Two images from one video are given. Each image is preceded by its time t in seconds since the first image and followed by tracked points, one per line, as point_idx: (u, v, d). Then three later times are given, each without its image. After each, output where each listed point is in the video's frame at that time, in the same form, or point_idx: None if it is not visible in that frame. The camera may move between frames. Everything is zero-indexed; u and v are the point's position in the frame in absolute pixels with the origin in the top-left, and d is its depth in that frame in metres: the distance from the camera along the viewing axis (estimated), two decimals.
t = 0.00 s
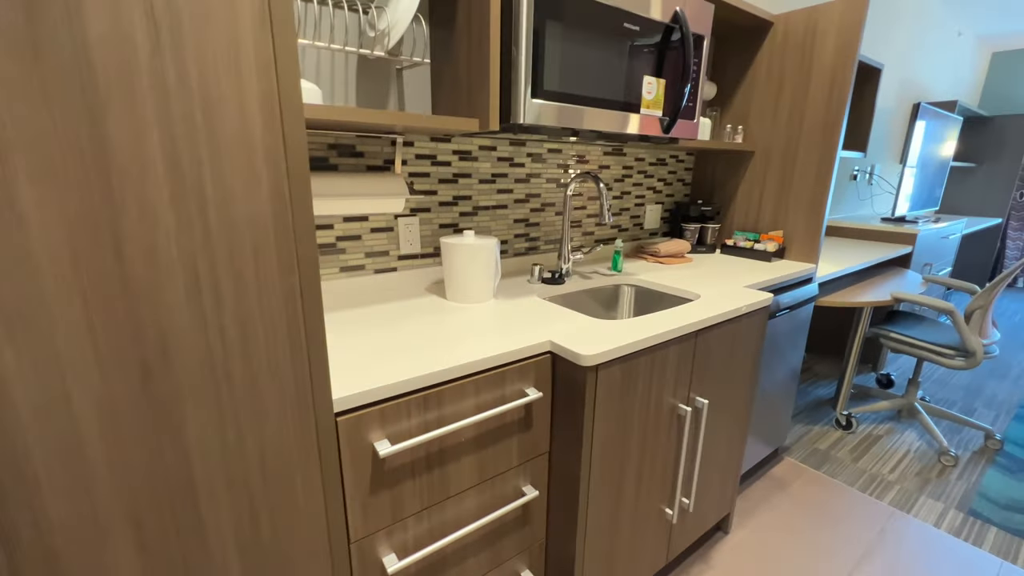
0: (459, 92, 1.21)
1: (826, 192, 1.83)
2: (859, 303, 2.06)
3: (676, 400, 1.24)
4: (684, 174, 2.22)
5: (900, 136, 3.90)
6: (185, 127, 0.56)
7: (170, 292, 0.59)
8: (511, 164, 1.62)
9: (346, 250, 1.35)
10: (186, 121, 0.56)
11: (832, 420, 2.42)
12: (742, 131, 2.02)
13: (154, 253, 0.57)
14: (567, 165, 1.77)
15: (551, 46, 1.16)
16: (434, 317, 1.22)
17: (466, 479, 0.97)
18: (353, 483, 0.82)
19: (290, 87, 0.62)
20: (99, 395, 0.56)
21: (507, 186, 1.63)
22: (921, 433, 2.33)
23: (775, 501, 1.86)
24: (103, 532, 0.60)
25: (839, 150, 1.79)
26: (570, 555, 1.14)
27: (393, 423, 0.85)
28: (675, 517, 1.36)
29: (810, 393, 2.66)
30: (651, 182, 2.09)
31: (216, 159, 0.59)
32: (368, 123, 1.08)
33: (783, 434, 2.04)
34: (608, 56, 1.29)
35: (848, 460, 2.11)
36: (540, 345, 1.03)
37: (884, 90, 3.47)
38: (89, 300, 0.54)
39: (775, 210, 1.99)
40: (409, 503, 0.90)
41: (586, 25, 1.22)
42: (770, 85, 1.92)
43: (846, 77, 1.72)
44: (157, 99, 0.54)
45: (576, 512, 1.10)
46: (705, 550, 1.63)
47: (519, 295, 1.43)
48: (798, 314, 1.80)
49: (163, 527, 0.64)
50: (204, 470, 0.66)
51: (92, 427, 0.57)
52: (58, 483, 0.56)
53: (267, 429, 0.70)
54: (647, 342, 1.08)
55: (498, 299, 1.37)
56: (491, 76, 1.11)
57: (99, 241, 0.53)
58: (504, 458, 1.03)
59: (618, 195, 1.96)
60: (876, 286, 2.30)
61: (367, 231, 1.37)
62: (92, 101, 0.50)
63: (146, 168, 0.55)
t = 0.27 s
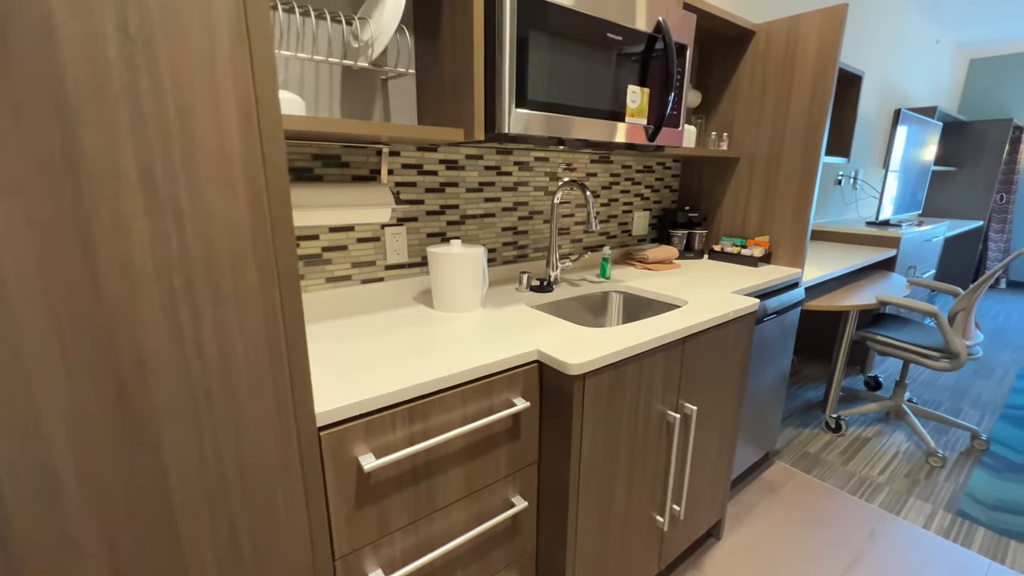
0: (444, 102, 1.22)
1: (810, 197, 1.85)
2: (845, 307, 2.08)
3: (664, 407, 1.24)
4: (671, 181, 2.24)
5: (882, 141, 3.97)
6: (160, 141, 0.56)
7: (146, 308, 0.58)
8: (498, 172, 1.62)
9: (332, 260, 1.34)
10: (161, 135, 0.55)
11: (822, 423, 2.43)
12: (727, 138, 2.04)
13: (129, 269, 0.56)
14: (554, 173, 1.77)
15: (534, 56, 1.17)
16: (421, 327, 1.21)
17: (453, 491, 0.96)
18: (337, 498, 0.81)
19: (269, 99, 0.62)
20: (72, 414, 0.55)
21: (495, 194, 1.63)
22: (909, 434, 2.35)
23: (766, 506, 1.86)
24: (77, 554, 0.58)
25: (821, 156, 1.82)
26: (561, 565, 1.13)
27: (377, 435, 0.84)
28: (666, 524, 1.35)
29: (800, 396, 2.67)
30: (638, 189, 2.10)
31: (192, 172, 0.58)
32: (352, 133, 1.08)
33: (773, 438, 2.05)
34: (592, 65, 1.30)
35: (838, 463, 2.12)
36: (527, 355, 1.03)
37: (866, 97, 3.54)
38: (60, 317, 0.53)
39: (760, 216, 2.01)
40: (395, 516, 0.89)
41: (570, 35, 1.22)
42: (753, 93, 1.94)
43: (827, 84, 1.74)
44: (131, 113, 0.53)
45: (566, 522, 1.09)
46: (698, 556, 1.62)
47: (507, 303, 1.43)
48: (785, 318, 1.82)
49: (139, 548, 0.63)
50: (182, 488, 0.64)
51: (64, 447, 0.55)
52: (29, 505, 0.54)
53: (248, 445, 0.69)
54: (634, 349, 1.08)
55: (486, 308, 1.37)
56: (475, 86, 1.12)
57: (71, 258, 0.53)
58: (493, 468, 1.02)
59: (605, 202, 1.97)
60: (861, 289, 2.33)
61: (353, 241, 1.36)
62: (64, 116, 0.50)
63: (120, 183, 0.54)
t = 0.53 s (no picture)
0: (433, 110, 1.21)
1: (802, 203, 1.86)
2: (838, 312, 2.08)
3: (659, 416, 1.23)
4: (664, 186, 2.23)
5: (872, 146, 4.00)
6: (134, 152, 0.54)
7: (119, 324, 0.56)
8: (489, 180, 1.61)
9: (321, 270, 1.32)
10: (135, 145, 0.54)
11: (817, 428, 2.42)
12: (718, 144, 2.05)
13: (101, 284, 0.54)
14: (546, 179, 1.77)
15: (524, 63, 1.16)
16: (411, 337, 1.19)
17: (444, 506, 0.94)
18: (323, 515, 0.79)
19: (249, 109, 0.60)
20: (40, 436, 0.53)
21: (487, 202, 1.62)
22: (904, 438, 2.35)
23: (763, 513, 1.85)
24: None
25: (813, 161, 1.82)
26: None
27: (364, 450, 0.82)
28: (662, 535, 1.34)
29: (795, 401, 2.67)
30: (631, 195, 2.10)
31: (168, 184, 0.56)
32: (340, 142, 1.06)
33: (769, 444, 2.03)
34: (582, 72, 1.29)
35: (834, 468, 2.11)
36: (518, 365, 1.01)
37: (856, 102, 3.57)
38: (28, 336, 0.51)
39: (753, 221, 2.01)
40: (384, 533, 0.87)
41: (559, 42, 1.22)
42: (744, 99, 1.95)
43: (817, 90, 1.75)
44: (103, 124, 0.52)
45: (559, 535, 1.07)
46: (695, 566, 1.60)
47: (499, 312, 1.41)
48: (779, 323, 1.81)
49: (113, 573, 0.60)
50: (159, 510, 0.62)
51: (33, 471, 0.53)
52: None
53: (229, 464, 0.67)
54: (627, 358, 1.07)
55: (477, 316, 1.35)
56: (464, 94, 1.11)
57: (39, 273, 0.51)
58: (484, 481, 1.00)
59: (598, 208, 1.96)
60: (854, 294, 2.33)
61: (342, 250, 1.34)
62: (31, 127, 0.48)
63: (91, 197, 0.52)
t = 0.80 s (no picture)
0: (428, 118, 1.19)
1: (803, 209, 1.83)
2: (841, 318, 2.05)
3: (661, 428, 1.20)
4: (663, 193, 2.22)
5: (871, 150, 3.99)
6: (110, 163, 0.51)
7: (94, 343, 0.53)
8: (486, 187, 1.59)
9: (315, 280, 1.29)
10: (110, 156, 0.51)
11: (821, 436, 2.39)
12: (718, 150, 2.03)
13: (75, 302, 0.51)
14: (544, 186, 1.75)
15: (521, 69, 1.14)
16: (407, 349, 1.17)
17: (439, 525, 0.91)
18: (312, 538, 0.76)
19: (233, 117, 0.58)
20: (8, 463, 0.50)
21: (484, 210, 1.60)
22: (910, 446, 2.31)
23: (768, 525, 1.81)
24: None
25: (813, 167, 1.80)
26: None
27: (356, 470, 0.78)
28: (665, 550, 1.30)
29: (798, 408, 2.64)
30: (630, 201, 2.08)
31: (146, 196, 0.54)
32: (332, 150, 1.04)
33: (773, 454, 2.00)
34: (580, 78, 1.27)
35: (839, 478, 2.07)
36: (516, 378, 0.98)
37: (855, 107, 3.56)
38: None
39: (753, 227, 1.99)
40: (377, 555, 0.84)
41: (556, 48, 1.20)
42: (743, 104, 1.93)
43: (817, 95, 1.73)
44: (76, 134, 0.49)
45: (559, 553, 1.04)
46: None
47: (497, 321, 1.39)
48: (782, 331, 1.78)
49: None
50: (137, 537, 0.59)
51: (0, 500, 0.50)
52: None
53: (212, 487, 0.64)
54: (628, 370, 1.04)
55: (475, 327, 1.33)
56: (459, 101, 1.09)
57: (7, 291, 0.48)
58: (481, 498, 0.96)
59: (596, 215, 1.94)
60: (857, 300, 2.31)
61: (336, 259, 1.31)
62: None
63: (64, 210, 0.50)
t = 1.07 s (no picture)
0: (431, 126, 1.16)
1: (816, 216, 1.79)
2: (855, 328, 1.99)
3: (673, 446, 1.15)
4: (670, 200, 2.17)
5: (881, 155, 3.94)
6: (89, 178, 0.48)
7: (71, 368, 0.50)
8: (491, 196, 1.56)
9: (315, 293, 1.26)
10: (89, 170, 0.48)
11: (836, 449, 2.32)
12: (727, 156, 1.99)
13: (52, 325, 0.48)
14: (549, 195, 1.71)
15: (525, 76, 1.11)
16: (409, 365, 1.13)
17: (442, 552, 0.86)
18: (307, 570, 0.72)
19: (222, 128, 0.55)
20: None
21: (488, 219, 1.56)
22: (928, 460, 2.24)
23: (784, 543, 1.75)
24: None
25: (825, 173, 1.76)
26: None
27: (353, 496, 0.75)
28: (678, 573, 1.25)
29: (811, 420, 2.57)
30: (637, 209, 2.04)
31: (129, 212, 0.51)
32: (332, 161, 1.01)
33: (787, 468, 1.94)
34: (586, 85, 1.24)
35: (856, 493, 2.01)
36: (522, 396, 0.94)
37: (864, 113, 3.52)
38: None
39: (764, 235, 1.95)
40: None
41: (562, 54, 1.17)
42: (752, 110, 1.89)
43: (828, 101, 1.69)
44: (54, 148, 0.46)
45: None
46: None
47: (502, 334, 1.35)
48: (795, 342, 1.73)
49: None
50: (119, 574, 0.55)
51: None
52: None
53: (200, 519, 0.60)
54: (638, 387, 1.00)
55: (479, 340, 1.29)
56: (463, 109, 1.06)
57: None
58: (486, 523, 0.92)
59: (603, 223, 1.91)
60: (870, 308, 2.25)
61: (337, 271, 1.28)
62: None
63: (41, 228, 0.47)
